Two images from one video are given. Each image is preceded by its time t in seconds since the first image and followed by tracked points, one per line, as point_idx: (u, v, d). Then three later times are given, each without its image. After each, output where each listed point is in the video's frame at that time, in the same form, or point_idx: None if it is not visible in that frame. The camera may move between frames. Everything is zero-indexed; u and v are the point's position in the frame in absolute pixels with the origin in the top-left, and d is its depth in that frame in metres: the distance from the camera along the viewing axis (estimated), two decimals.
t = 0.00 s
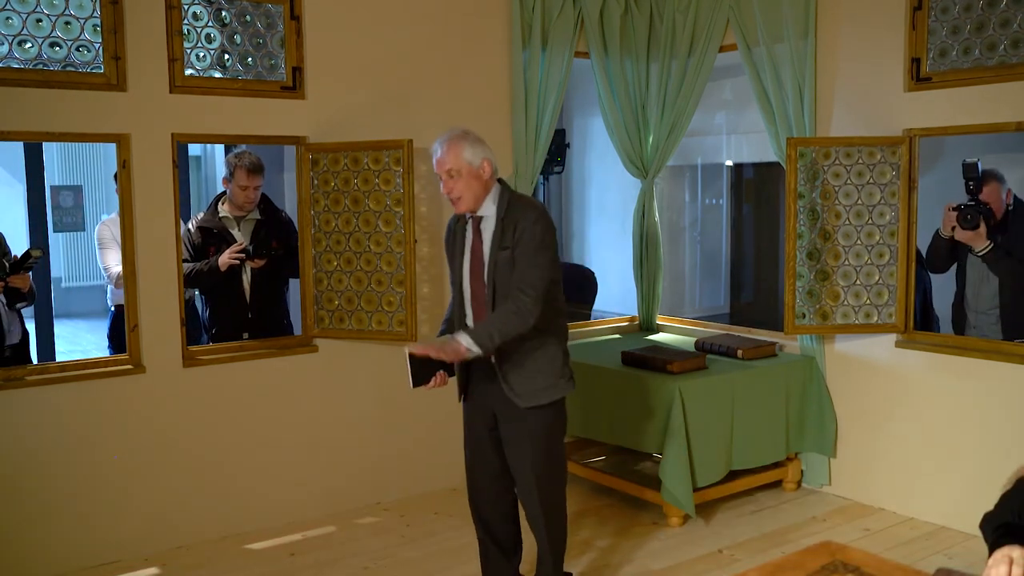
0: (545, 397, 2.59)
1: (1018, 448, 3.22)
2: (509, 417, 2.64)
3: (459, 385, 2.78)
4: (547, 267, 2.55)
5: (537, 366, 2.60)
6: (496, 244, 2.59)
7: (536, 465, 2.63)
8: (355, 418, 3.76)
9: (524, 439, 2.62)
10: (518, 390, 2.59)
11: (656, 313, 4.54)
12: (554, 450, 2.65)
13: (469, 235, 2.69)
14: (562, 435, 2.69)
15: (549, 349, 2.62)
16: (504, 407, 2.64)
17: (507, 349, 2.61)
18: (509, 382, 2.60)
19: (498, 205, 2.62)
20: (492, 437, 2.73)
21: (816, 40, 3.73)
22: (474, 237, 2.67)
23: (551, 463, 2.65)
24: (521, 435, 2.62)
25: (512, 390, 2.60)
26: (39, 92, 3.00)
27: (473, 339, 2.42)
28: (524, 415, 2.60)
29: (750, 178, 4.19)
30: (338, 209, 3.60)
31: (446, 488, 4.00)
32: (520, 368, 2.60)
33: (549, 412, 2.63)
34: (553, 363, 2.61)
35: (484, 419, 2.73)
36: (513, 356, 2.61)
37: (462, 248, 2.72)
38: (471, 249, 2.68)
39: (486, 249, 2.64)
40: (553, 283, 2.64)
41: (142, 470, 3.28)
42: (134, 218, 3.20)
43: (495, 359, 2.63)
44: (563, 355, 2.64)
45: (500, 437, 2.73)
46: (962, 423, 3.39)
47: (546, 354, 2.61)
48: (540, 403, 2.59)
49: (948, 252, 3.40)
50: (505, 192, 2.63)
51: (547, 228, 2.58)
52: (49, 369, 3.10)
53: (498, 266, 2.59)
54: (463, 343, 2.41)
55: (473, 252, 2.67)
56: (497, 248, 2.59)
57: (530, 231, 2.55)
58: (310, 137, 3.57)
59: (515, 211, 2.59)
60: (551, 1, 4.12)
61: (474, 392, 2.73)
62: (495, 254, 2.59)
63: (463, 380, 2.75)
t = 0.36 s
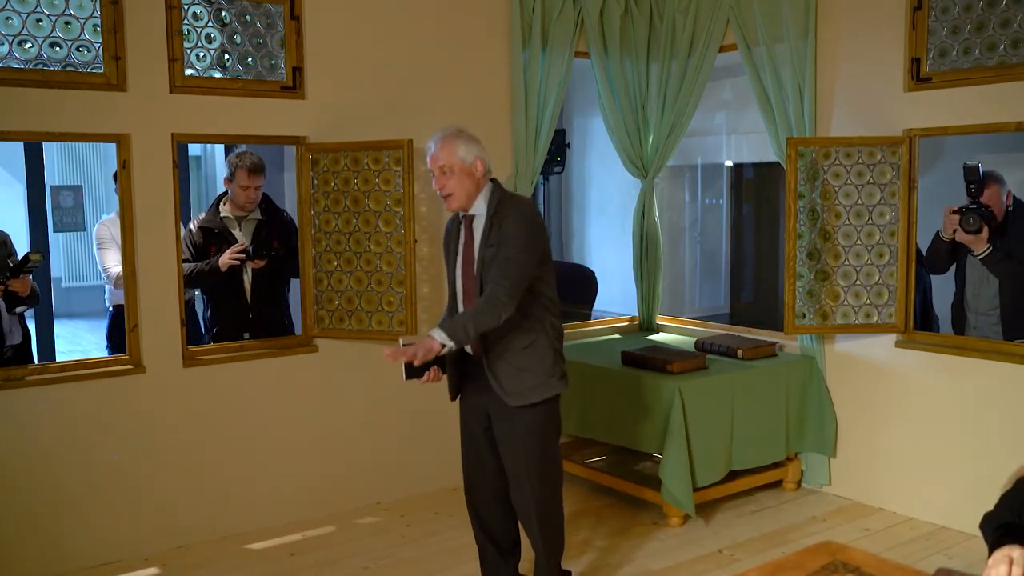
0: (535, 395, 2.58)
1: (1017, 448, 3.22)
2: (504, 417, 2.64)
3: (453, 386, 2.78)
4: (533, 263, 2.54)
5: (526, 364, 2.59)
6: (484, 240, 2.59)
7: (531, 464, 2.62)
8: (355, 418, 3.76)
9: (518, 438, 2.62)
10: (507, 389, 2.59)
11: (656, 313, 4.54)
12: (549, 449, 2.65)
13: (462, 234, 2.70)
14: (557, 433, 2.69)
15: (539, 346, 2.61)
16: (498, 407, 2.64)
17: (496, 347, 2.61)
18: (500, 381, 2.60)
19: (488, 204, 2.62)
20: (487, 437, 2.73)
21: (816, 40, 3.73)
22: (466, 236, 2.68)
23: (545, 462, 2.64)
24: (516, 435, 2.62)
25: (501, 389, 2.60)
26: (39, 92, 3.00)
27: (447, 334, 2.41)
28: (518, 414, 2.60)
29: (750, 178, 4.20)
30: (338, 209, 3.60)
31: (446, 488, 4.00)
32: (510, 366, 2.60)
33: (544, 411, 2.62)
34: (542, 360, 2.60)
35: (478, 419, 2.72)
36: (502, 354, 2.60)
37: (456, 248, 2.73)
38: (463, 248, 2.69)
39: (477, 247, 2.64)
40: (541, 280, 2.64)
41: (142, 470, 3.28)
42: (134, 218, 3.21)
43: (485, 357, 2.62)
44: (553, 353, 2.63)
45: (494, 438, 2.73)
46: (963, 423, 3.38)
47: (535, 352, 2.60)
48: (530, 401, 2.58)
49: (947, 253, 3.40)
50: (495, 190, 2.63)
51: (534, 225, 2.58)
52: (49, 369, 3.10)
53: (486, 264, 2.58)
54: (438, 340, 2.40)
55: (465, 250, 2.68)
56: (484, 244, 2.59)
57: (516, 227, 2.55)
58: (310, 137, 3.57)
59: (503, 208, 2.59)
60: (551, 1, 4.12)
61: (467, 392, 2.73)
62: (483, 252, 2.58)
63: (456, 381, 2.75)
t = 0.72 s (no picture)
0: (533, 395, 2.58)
1: (1018, 448, 3.22)
2: (503, 416, 2.64)
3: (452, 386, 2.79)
4: (533, 263, 2.54)
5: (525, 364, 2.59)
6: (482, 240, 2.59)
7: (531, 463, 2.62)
8: (355, 418, 3.76)
9: (518, 437, 2.62)
10: (505, 388, 2.59)
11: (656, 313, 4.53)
12: (549, 448, 2.65)
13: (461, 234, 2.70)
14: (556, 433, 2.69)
15: (537, 346, 2.60)
16: (498, 407, 2.64)
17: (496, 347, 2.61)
18: (499, 381, 2.60)
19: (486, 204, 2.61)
20: (486, 437, 2.73)
21: (816, 40, 3.73)
22: (465, 236, 2.67)
23: (546, 461, 2.64)
24: (515, 434, 2.62)
25: (500, 389, 2.60)
26: (39, 92, 3.00)
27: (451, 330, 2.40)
28: (518, 413, 2.60)
29: (750, 178, 4.19)
30: (338, 209, 3.60)
31: (445, 488, 3.99)
32: (508, 366, 2.59)
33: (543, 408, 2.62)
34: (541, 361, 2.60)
35: (478, 418, 2.72)
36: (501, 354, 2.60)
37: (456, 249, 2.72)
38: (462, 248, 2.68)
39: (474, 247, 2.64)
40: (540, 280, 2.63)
41: (142, 470, 3.28)
42: (134, 218, 3.21)
43: (484, 357, 2.62)
44: (551, 353, 2.63)
45: (493, 438, 2.72)
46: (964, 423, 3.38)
47: (534, 352, 2.60)
48: (528, 401, 2.58)
49: (946, 254, 3.40)
50: (494, 190, 2.62)
51: (531, 224, 2.57)
52: (49, 369, 3.10)
53: (484, 264, 2.58)
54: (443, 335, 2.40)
55: (464, 249, 2.68)
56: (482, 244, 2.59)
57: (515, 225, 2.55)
58: (310, 137, 3.57)
59: (502, 208, 2.59)
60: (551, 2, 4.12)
61: (466, 391, 2.74)
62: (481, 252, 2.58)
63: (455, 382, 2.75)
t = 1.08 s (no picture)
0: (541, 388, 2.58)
1: (1018, 448, 3.22)
2: (505, 413, 2.63)
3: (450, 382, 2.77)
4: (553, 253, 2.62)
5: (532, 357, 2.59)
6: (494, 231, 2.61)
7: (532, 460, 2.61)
8: (355, 418, 3.76)
9: (519, 434, 2.61)
10: (512, 379, 2.58)
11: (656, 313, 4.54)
12: (550, 445, 2.64)
13: (464, 227, 2.69)
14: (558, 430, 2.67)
15: (544, 339, 2.62)
16: (500, 405, 2.63)
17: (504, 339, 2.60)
18: (506, 373, 2.59)
19: (496, 196, 2.65)
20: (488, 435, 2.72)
21: (816, 40, 3.73)
22: (469, 228, 2.67)
23: (547, 459, 2.63)
24: (517, 431, 2.62)
25: (507, 380, 2.59)
26: (39, 91, 3.00)
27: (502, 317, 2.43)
28: (521, 410, 2.59)
29: (750, 178, 4.19)
30: (338, 209, 3.60)
31: (445, 488, 4.00)
32: (516, 358, 2.59)
33: (546, 403, 2.61)
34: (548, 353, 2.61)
35: (479, 417, 2.72)
36: (508, 347, 2.60)
37: (456, 242, 2.70)
38: (465, 240, 2.68)
39: (483, 239, 2.64)
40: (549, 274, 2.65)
41: (142, 470, 3.27)
42: (134, 218, 3.21)
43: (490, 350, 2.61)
44: (556, 348, 2.64)
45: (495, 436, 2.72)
46: (964, 423, 3.38)
47: (541, 345, 2.61)
48: (534, 393, 2.57)
49: (945, 254, 3.40)
50: (503, 183, 2.68)
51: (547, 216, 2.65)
52: (49, 369, 3.10)
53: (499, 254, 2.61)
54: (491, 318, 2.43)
55: (467, 242, 2.67)
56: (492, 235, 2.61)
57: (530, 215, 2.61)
58: (310, 137, 3.57)
59: (515, 200, 2.64)
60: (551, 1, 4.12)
61: (467, 390, 2.73)
62: (496, 242, 2.60)
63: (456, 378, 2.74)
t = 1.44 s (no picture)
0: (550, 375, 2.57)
1: (1018, 448, 3.21)
2: (511, 411, 2.62)
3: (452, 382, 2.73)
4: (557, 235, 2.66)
5: (540, 339, 2.57)
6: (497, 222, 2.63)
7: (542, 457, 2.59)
8: (355, 418, 3.76)
9: (529, 430, 2.59)
10: (523, 361, 2.56)
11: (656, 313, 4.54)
12: (559, 442, 2.61)
13: (463, 222, 2.69)
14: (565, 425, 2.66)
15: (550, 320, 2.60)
16: (505, 402, 2.62)
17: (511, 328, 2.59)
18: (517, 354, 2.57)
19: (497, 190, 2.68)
20: (492, 434, 2.70)
21: (816, 40, 3.73)
22: (470, 222, 2.67)
23: (556, 455, 2.61)
24: (527, 427, 2.59)
25: (518, 362, 2.56)
26: (38, 91, 3.00)
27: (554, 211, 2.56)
28: (526, 406, 2.58)
29: (750, 178, 4.19)
30: (338, 209, 3.60)
31: (445, 488, 4.00)
32: (525, 339, 2.57)
33: (553, 397, 2.59)
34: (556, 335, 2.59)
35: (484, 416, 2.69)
36: (516, 334, 2.58)
37: (455, 237, 2.69)
38: (465, 235, 2.67)
39: (485, 230, 2.65)
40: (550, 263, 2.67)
41: (142, 470, 3.28)
42: (134, 218, 3.21)
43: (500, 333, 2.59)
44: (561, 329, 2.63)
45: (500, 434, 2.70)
46: (964, 423, 3.37)
47: (548, 325, 2.59)
48: (547, 374, 2.55)
49: (945, 254, 3.40)
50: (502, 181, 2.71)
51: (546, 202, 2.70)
52: (49, 369, 3.10)
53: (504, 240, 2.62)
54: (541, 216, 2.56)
55: (468, 236, 2.66)
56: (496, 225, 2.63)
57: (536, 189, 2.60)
58: (310, 137, 3.57)
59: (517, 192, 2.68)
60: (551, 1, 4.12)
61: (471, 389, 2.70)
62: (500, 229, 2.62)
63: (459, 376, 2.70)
